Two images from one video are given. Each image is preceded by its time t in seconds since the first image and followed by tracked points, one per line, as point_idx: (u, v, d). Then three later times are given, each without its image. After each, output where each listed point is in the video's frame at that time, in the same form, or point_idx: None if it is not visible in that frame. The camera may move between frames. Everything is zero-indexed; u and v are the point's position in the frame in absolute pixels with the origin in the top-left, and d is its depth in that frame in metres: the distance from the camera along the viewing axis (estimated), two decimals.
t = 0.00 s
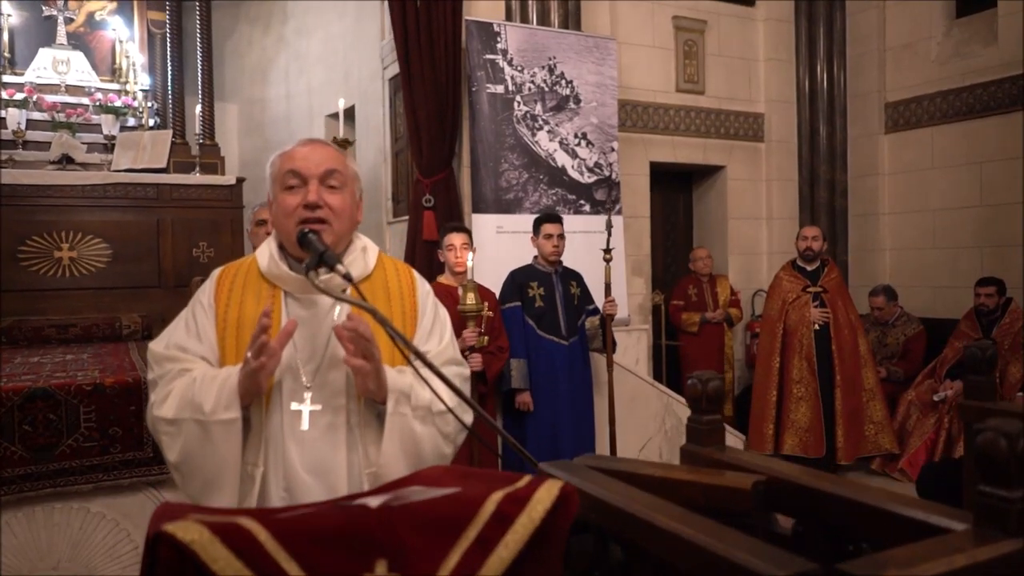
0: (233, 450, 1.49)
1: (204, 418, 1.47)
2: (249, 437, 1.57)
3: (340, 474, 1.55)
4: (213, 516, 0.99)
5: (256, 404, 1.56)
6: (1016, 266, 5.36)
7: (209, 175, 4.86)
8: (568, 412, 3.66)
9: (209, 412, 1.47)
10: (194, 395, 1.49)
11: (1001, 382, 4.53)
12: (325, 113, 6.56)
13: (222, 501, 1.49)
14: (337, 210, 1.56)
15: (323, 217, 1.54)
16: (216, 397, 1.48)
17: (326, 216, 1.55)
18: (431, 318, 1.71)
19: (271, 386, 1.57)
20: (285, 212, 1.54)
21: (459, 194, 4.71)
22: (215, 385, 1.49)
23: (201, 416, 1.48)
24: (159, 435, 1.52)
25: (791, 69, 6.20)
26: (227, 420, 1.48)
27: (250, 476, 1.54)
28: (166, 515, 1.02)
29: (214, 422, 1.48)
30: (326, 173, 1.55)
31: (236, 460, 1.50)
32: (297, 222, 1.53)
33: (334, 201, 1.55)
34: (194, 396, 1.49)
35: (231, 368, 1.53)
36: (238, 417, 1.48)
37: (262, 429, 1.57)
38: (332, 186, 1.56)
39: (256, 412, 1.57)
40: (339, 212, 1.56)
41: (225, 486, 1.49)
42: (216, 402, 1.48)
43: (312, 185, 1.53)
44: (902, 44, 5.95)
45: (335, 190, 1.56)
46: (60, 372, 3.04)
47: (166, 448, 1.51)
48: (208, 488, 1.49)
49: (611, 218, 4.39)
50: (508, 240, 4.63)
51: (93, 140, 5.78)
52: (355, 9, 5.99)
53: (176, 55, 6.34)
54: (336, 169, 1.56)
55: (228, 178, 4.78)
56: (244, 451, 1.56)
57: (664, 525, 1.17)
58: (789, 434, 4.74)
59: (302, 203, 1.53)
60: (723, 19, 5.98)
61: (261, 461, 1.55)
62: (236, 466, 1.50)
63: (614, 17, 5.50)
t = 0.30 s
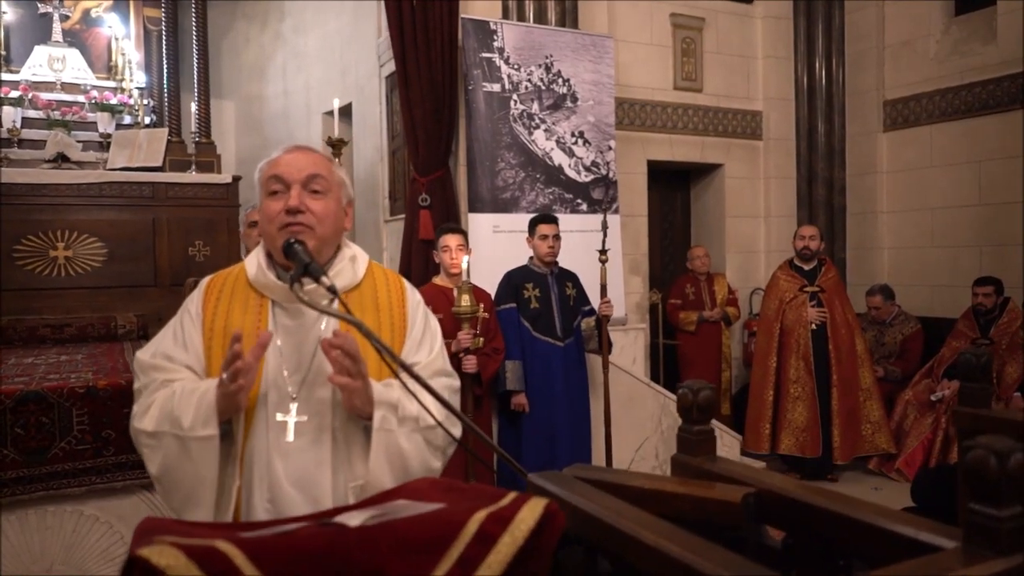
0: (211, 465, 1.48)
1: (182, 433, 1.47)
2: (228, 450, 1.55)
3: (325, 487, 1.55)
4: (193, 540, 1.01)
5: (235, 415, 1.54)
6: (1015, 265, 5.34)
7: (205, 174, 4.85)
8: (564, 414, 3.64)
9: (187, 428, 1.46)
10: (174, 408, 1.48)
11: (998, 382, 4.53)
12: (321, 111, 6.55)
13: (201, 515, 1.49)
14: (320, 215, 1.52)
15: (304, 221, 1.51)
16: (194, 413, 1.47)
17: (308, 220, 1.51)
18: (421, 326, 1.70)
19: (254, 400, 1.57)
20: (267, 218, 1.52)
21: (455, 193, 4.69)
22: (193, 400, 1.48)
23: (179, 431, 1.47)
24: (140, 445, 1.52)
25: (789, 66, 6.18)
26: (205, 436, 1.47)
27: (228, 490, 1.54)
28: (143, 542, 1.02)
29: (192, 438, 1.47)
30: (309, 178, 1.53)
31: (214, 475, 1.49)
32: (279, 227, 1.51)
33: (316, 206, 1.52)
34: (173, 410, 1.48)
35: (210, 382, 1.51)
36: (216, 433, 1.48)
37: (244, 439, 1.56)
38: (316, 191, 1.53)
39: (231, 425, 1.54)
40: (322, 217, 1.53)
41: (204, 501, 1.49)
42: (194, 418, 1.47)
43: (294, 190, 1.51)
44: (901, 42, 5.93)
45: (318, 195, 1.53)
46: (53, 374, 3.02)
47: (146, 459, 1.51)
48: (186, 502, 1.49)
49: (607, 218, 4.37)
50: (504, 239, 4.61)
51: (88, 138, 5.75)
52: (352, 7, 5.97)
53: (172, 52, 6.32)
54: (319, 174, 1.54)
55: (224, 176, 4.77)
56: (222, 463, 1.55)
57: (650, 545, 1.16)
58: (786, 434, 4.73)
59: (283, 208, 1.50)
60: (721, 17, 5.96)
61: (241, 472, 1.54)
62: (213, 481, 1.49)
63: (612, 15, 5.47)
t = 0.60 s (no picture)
0: (184, 444, 1.47)
1: (155, 411, 1.46)
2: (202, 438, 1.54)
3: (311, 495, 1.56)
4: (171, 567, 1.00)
5: (208, 392, 1.53)
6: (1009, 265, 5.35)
7: (199, 172, 4.83)
8: (557, 415, 3.65)
9: (159, 405, 1.46)
10: (146, 390, 1.48)
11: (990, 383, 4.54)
12: (317, 108, 6.53)
13: (178, 501, 1.47)
14: (307, 221, 1.52)
15: (290, 227, 1.50)
16: (167, 391, 1.47)
17: (295, 227, 1.51)
18: (411, 335, 1.71)
19: (246, 393, 1.59)
20: (254, 225, 1.52)
21: (450, 192, 4.68)
22: (167, 378, 1.48)
23: (152, 411, 1.46)
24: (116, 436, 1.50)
25: (785, 64, 6.18)
26: (178, 412, 1.47)
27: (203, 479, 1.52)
28: (125, 562, 1.03)
29: (164, 416, 1.46)
30: (296, 185, 1.53)
31: (189, 455, 1.48)
32: (265, 234, 1.51)
33: (302, 213, 1.51)
34: (145, 391, 1.48)
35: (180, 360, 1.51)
36: (189, 409, 1.48)
37: (229, 439, 1.57)
38: (302, 197, 1.53)
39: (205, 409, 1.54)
40: (309, 224, 1.52)
41: (179, 488, 1.47)
42: (167, 395, 1.47)
43: (281, 197, 1.50)
44: (897, 41, 5.93)
45: (304, 202, 1.52)
46: (45, 374, 3.01)
47: (123, 450, 1.49)
48: (162, 489, 1.47)
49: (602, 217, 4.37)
50: (498, 238, 4.60)
51: (82, 135, 5.73)
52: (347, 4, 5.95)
53: (166, 50, 6.31)
54: (306, 181, 1.53)
55: (219, 174, 4.77)
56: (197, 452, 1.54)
57: (636, 558, 1.16)
58: (780, 434, 4.74)
59: (269, 215, 1.50)
60: (717, 15, 5.95)
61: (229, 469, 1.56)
62: (188, 462, 1.48)
63: (608, 14, 5.47)
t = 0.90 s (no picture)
0: (164, 420, 1.48)
1: (133, 390, 1.47)
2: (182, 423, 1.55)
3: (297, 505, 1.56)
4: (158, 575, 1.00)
5: (187, 370, 1.55)
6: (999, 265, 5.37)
7: (189, 171, 4.81)
8: (548, 415, 3.66)
9: (137, 383, 1.47)
10: (125, 372, 1.49)
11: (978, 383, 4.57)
12: (308, 106, 6.51)
13: (155, 480, 1.48)
14: (293, 232, 1.52)
15: (276, 238, 1.50)
16: (145, 370, 1.49)
17: (281, 237, 1.51)
18: (400, 342, 1.71)
19: (235, 394, 1.60)
20: (241, 235, 1.52)
21: (441, 192, 4.67)
22: (143, 359, 1.50)
23: (130, 391, 1.47)
24: (101, 429, 1.51)
25: (776, 63, 6.18)
26: (155, 388, 1.48)
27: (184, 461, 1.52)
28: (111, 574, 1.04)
29: (142, 394, 1.47)
30: (282, 195, 1.52)
31: (167, 433, 1.49)
32: (251, 244, 1.51)
33: (288, 223, 1.51)
34: (124, 374, 1.49)
35: (152, 339, 1.54)
36: (166, 384, 1.49)
37: (217, 444, 1.58)
38: (289, 208, 1.52)
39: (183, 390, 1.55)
40: (295, 235, 1.52)
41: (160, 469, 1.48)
42: (144, 373, 1.48)
43: (266, 207, 1.50)
44: (888, 41, 5.94)
45: (291, 213, 1.52)
46: (34, 375, 2.99)
47: (107, 441, 1.50)
48: (145, 472, 1.48)
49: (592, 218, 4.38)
50: (490, 238, 4.60)
51: (72, 134, 5.70)
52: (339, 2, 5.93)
53: (156, 47, 6.27)
54: (292, 191, 1.53)
55: (209, 172, 4.77)
56: (177, 437, 1.55)
57: (621, 567, 1.17)
58: (770, 433, 4.76)
59: (255, 226, 1.50)
60: (709, 14, 5.95)
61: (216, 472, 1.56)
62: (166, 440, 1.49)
63: (600, 13, 5.47)
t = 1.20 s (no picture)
0: (151, 437, 1.48)
1: (118, 407, 1.47)
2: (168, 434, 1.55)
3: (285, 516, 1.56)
4: None
5: (173, 385, 1.54)
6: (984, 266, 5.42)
7: (175, 171, 4.77)
8: (536, 417, 3.67)
9: (122, 400, 1.47)
10: (110, 388, 1.49)
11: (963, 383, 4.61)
12: (296, 106, 6.49)
13: (143, 495, 1.48)
14: (277, 242, 1.52)
15: (261, 249, 1.51)
16: (129, 386, 1.48)
17: (266, 248, 1.51)
18: (388, 353, 1.72)
19: (222, 405, 1.60)
20: (226, 246, 1.52)
21: (430, 193, 4.66)
22: (127, 375, 1.49)
23: (116, 408, 1.47)
24: (88, 445, 1.51)
25: (764, 64, 6.21)
26: (141, 406, 1.47)
27: (171, 473, 1.53)
28: None
29: (128, 411, 1.47)
30: (267, 206, 1.52)
31: (154, 449, 1.48)
32: (236, 255, 1.51)
33: (273, 234, 1.51)
34: (109, 390, 1.49)
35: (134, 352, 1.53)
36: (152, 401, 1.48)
37: (205, 455, 1.58)
38: (274, 218, 1.53)
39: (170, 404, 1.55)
40: (280, 245, 1.52)
41: (147, 483, 1.48)
42: (128, 389, 1.48)
43: (251, 218, 1.51)
44: (874, 43, 5.98)
45: (276, 223, 1.52)
46: (19, 380, 2.94)
47: (95, 456, 1.50)
48: (132, 487, 1.48)
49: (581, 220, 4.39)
50: (478, 239, 4.60)
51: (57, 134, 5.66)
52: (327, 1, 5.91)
53: (143, 46, 6.23)
54: (278, 202, 1.53)
55: (196, 173, 4.69)
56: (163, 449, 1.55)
57: None
58: (758, 434, 4.78)
59: (241, 237, 1.50)
60: (697, 15, 5.97)
61: (204, 483, 1.57)
62: (153, 456, 1.48)
63: (588, 14, 5.48)
